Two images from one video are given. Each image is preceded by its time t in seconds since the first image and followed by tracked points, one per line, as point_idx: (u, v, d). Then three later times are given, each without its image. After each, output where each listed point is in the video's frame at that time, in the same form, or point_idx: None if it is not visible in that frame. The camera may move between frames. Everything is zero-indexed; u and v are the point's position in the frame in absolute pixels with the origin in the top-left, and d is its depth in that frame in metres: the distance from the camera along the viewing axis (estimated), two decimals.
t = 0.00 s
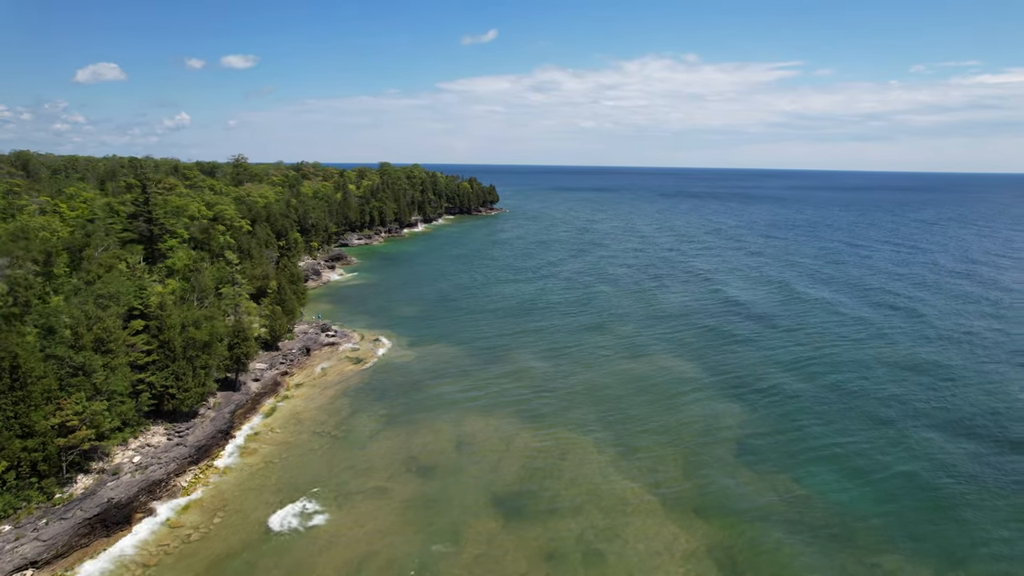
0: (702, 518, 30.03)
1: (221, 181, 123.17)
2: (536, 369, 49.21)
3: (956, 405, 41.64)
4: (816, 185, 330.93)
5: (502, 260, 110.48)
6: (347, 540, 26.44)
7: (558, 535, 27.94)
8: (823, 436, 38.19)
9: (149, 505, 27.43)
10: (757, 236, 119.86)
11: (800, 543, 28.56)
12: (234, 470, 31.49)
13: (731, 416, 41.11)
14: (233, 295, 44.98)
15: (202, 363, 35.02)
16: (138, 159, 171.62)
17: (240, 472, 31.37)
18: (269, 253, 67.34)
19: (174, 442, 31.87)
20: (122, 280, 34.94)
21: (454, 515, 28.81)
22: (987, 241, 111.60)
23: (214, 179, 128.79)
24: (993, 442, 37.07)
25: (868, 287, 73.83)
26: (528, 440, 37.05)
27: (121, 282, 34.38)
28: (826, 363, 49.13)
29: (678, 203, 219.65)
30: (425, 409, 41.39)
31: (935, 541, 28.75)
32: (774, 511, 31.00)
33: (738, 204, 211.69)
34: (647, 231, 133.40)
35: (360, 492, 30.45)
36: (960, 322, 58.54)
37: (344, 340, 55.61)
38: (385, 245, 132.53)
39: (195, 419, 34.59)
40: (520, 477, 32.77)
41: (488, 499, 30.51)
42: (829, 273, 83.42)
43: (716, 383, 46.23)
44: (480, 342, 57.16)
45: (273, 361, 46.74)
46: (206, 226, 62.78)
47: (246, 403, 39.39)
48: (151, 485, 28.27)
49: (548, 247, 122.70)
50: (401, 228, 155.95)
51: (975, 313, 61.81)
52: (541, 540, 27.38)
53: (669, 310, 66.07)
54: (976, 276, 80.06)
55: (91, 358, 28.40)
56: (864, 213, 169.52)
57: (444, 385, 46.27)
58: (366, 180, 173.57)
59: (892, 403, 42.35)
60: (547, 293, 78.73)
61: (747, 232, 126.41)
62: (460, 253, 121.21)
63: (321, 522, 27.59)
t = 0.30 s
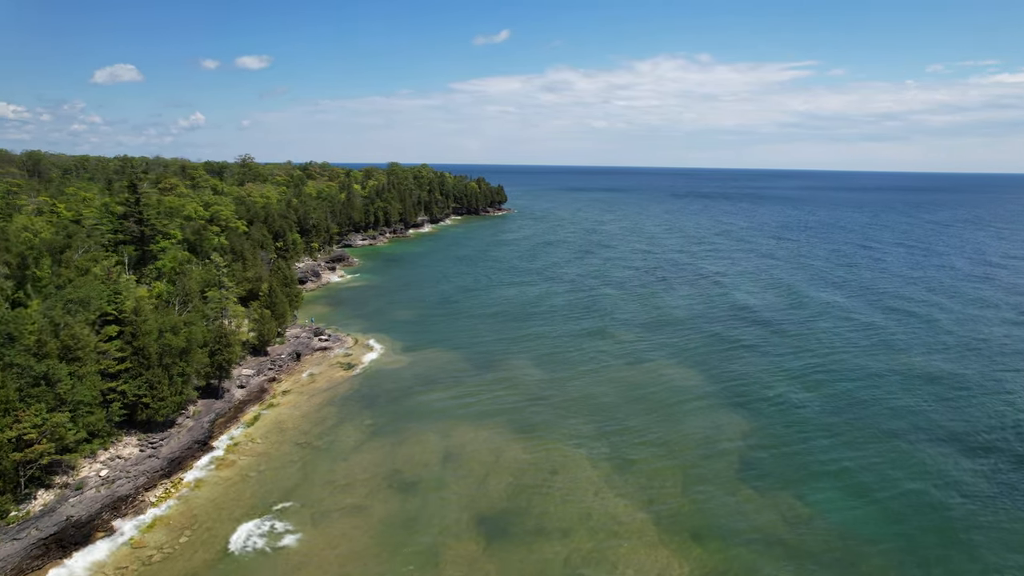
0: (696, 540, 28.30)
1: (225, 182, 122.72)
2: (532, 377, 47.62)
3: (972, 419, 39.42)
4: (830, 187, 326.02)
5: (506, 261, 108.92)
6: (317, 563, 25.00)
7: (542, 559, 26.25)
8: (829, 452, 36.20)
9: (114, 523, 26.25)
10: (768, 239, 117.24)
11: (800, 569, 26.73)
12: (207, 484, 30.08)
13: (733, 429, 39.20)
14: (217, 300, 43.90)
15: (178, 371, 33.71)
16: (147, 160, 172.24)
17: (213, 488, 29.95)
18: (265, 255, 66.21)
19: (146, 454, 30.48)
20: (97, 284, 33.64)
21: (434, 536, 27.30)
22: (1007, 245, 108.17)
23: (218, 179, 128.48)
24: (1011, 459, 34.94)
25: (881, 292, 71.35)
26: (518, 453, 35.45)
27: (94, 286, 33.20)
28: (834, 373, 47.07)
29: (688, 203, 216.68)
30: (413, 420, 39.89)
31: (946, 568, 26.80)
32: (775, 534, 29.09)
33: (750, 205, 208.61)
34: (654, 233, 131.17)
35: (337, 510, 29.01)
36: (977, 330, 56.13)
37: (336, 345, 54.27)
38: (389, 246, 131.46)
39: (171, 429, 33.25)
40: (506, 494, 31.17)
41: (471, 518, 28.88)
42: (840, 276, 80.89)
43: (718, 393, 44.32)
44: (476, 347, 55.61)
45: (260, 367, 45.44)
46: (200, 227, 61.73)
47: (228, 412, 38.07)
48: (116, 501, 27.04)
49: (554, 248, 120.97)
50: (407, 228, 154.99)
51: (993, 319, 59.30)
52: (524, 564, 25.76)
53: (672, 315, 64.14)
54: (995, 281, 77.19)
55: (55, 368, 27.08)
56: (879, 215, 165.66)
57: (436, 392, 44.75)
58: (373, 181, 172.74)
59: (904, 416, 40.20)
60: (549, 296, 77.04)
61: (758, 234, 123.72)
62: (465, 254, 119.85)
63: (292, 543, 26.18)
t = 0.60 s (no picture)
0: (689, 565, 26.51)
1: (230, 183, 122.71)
2: (526, 386, 45.95)
3: (990, 434, 37.10)
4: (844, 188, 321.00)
5: (509, 263, 107.38)
6: None
7: None
8: (835, 469, 34.16)
9: (71, 544, 24.74)
10: (778, 240, 114.56)
11: None
12: (177, 499, 28.72)
13: (734, 442, 37.30)
14: (202, 304, 42.90)
15: (153, 379, 32.44)
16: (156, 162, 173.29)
17: (183, 503, 28.58)
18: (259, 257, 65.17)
19: (114, 468, 29.40)
20: (67, 290, 32.51)
21: (408, 560, 25.73)
22: None
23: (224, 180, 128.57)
24: None
25: (893, 297, 68.83)
26: (506, 468, 33.75)
27: (63, 292, 32.06)
28: (842, 383, 44.92)
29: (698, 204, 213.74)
30: (400, 432, 38.41)
31: None
32: (773, 558, 27.22)
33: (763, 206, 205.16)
34: (662, 234, 128.86)
35: (310, 529, 27.55)
36: (996, 338, 53.53)
37: (327, 351, 53.03)
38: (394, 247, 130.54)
39: (145, 440, 32.03)
40: (490, 513, 29.51)
41: (450, 540, 27.26)
42: (852, 280, 78.30)
43: (718, 404, 42.40)
44: (471, 353, 54.09)
45: (246, 374, 44.28)
46: (192, 229, 60.75)
47: (208, 421, 36.90)
48: (74, 521, 26.05)
49: (559, 250, 119.26)
50: (413, 229, 154.23)
51: (1014, 327, 56.60)
52: None
53: (675, 321, 62.19)
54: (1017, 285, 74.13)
55: (14, 379, 25.91)
56: (894, 217, 161.90)
57: (425, 401, 43.20)
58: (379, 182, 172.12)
59: (916, 430, 37.97)
60: (551, 300, 75.41)
61: (768, 236, 121.08)
62: (468, 256, 118.55)
63: (257, 565, 24.75)
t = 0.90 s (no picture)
0: None
1: (231, 182, 121.78)
2: (519, 398, 44.42)
3: (1002, 462, 35.36)
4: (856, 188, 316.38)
5: (511, 266, 105.88)
6: None
7: None
8: (838, 498, 32.59)
9: (21, 566, 24.06)
10: (785, 243, 112.23)
11: None
12: (142, 518, 27.32)
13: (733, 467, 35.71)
14: (183, 309, 41.66)
15: (123, 389, 31.06)
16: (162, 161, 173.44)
17: (148, 522, 27.13)
18: (251, 260, 63.95)
19: (77, 483, 28.05)
20: (32, 296, 31.10)
21: None
22: None
23: (225, 179, 127.68)
24: None
25: (903, 304, 66.71)
26: (492, 486, 32.18)
27: (28, 298, 30.65)
28: (848, 403, 43.20)
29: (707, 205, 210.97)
30: (383, 446, 36.98)
31: None
32: None
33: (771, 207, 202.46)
34: (669, 236, 126.80)
35: (278, 552, 26.03)
36: (1012, 352, 51.39)
37: (317, 358, 51.72)
38: (396, 248, 129.43)
39: (114, 453, 30.65)
40: (471, 536, 27.86)
41: (427, 566, 25.71)
42: (860, 286, 76.09)
43: (718, 425, 40.79)
44: (465, 360, 52.64)
45: (230, 380, 42.87)
46: (182, 232, 59.59)
47: (185, 431, 35.49)
48: (28, 543, 24.93)
49: (563, 252, 117.67)
50: (416, 229, 152.89)
51: None
52: None
53: (677, 329, 60.39)
54: None
55: None
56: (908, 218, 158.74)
57: (413, 414, 41.83)
58: (384, 181, 171.03)
59: (925, 456, 36.30)
60: (551, 305, 73.82)
61: (775, 238, 118.81)
62: (471, 258, 117.18)
63: None
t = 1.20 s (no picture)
0: None
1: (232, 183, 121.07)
2: (508, 412, 42.92)
3: (1016, 481, 33.36)
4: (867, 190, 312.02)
5: (513, 268, 104.38)
6: None
7: None
8: (839, 518, 30.77)
9: None
10: (793, 245, 109.58)
11: None
12: (101, 539, 25.96)
13: (732, 487, 33.72)
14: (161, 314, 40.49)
15: (88, 400, 29.83)
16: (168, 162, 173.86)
17: (107, 544, 25.74)
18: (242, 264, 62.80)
19: (34, 502, 26.74)
20: None
21: None
22: None
23: (227, 180, 127.22)
24: None
25: (915, 311, 64.15)
26: (474, 504, 30.66)
27: None
28: (854, 418, 41.10)
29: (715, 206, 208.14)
30: (364, 460, 35.44)
31: None
32: None
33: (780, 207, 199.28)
34: (674, 238, 124.69)
35: None
36: None
37: (304, 365, 50.33)
38: (398, 249, 128.35)
39: (77, 468, 29.34)
40: (447, 560, 26.35)
41: None
42: (869, 291, 73.55)
43: (717, 440, 38.93)
44: (456, 370, 51.04)
45: (211, 389, 41.49)
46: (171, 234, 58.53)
47: (158, 443, 34.13)
48: None
49: (566, 253, 116.02)
50: (419, 230, 151.50)
51: None
52: None
53: (678, 337, 58.35)
54: None
55: None
56: (921, 219, 155.31)
57: (397, 426, 40.38)
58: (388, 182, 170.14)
59: (936, 476, 34.11)
60: (550, 310, 72.12)
61: (783, 240, 116.15)
62: (472, 260, 115.80)
63: None
